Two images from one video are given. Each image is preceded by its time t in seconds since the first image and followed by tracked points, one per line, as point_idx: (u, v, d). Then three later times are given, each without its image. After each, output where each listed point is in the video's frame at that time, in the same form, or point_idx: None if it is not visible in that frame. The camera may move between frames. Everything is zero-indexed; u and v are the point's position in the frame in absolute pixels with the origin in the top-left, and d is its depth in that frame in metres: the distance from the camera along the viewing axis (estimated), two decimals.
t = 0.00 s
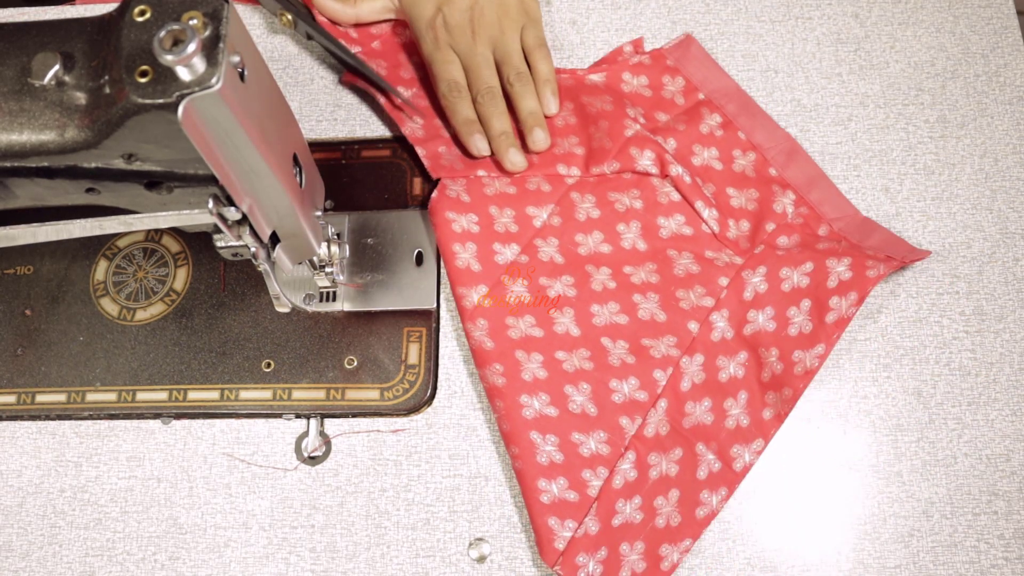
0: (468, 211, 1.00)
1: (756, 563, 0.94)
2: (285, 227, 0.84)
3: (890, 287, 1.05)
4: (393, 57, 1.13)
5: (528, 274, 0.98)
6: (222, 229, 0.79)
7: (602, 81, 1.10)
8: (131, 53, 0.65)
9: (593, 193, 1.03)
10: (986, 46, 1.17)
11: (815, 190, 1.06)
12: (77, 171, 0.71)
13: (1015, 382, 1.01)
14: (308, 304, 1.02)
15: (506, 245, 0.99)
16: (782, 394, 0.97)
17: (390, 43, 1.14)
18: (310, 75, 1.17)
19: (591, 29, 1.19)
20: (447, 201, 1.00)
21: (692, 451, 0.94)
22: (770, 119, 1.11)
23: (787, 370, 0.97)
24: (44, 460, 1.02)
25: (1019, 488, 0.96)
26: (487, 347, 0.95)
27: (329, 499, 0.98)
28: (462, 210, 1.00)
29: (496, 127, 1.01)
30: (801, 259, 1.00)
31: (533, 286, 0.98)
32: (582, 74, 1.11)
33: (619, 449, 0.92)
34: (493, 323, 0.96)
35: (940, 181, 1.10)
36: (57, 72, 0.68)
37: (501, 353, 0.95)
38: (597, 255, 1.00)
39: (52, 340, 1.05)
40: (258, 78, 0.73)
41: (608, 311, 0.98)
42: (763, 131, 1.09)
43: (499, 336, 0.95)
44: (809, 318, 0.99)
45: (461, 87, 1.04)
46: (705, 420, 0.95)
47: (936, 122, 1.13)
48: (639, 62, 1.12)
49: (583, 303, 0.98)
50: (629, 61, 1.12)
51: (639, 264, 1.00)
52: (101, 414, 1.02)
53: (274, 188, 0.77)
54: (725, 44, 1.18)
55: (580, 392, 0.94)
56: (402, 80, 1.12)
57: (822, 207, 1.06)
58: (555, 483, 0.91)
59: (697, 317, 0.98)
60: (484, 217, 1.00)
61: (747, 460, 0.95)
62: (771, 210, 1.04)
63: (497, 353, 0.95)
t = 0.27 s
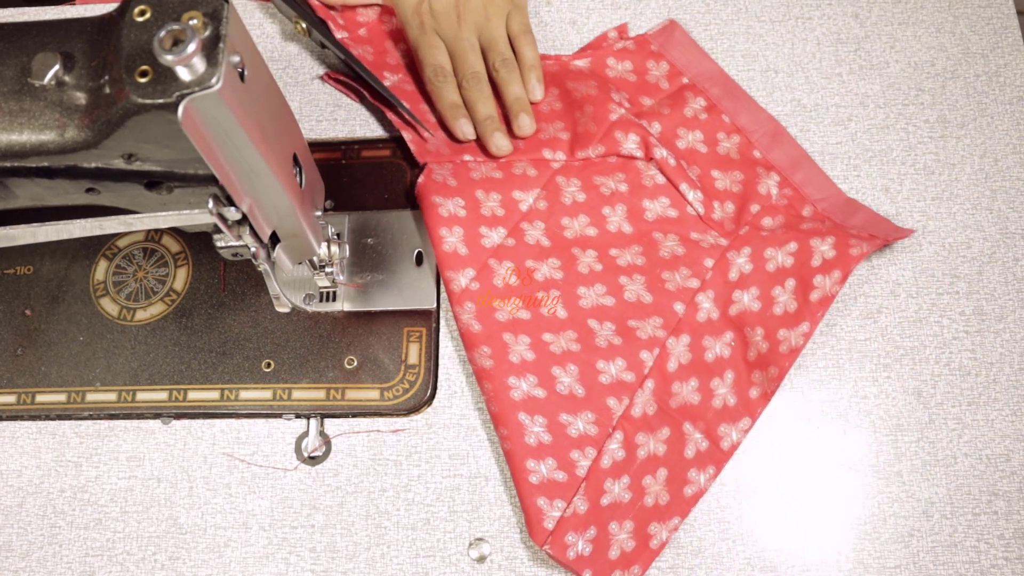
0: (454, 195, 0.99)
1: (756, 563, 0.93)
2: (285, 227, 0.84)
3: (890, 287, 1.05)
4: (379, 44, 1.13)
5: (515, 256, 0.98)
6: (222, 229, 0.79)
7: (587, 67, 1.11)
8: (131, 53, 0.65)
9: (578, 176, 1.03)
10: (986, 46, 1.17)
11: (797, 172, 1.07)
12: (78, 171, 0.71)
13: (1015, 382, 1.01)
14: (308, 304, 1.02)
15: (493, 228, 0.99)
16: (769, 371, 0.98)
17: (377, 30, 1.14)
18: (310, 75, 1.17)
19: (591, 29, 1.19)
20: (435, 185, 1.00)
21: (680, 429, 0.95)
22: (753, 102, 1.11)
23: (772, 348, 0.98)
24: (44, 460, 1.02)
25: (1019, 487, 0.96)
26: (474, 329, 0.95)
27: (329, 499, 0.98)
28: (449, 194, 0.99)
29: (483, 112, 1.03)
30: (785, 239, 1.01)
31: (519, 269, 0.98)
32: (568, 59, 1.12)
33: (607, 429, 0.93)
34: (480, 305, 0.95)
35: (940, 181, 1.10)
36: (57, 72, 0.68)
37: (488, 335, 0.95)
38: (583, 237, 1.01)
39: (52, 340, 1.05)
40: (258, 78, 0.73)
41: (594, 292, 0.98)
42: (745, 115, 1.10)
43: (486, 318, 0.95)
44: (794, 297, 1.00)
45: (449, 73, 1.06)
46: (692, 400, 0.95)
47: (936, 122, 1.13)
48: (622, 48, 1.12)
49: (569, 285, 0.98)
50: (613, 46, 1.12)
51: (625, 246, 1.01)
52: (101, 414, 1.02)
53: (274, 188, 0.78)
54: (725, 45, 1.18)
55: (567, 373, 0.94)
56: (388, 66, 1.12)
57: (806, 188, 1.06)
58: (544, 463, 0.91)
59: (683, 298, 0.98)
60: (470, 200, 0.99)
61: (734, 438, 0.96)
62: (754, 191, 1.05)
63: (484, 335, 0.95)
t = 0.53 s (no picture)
0: (455, 191, 1.03)
1: (756, 563, 0.93)
2: (285, 227, 0.84)
3: (890, 287, 1.05)
4: (381, 41, 1.13)
5: (515, 254, 1.02)
6: (222, 229, 0.79)
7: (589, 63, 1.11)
8: (131, 53, 0.65)
9: (577, 174, 1.07)
10: (986, 46, 1.17)
11: (800, 168, 1.08)
12: (77, 171, 0.71)
13: (1015, 382, 1.01)
14: (308, 304, 1.02)
15: (493, 225, 1.02)
16: (768, 368, 0.98)
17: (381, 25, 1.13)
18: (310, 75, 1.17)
19: (592, 29, 1.19)
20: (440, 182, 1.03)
21: (678, 425, 0.96)
22: (755, 101, 1.13)
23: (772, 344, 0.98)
24: (44, 460, 1.02)
25: (1019, 488, 0.96)
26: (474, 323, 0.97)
27: (329, 499, 0.98)
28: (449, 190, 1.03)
29: (496, 110, 1.01)
30: (783, 235, 1.02)
31: (519, 266, 1.01)
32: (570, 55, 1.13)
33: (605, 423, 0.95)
34: (480, 301, 0.98)
35: (940, 181, 1.10)
36: (57, 72, 0.68)
37: (488, 330, 0.97)
38: (582, 235, 1.04)
39: (52, 340, 1.05)
40: (258, 78, 0.73)
41: (592, 288, 1.01)
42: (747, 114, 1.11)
43: (486, 314, 0.98)
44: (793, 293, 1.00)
45: (483, 39, 0.88)
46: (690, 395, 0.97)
47: (936, 122, 1.13)
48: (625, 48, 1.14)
49: (568, 282, 1.01)
50: (613, 43, 1.14)
51: (623, 243, 1.03)
52: (101, 414, 1.02)
53: (274, 188, 0.78)
54: (725, 45, 1.18)
55: (566, 368, 0.97)
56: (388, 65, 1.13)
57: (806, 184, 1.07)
58: (542, 458, 0.93)
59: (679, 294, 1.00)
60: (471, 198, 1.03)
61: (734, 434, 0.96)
62: (753, 188, 1.06)
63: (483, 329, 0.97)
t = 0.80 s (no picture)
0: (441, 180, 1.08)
1: (756, 562, 0.94)
2: (285, 227, 0.84)
3: (890, 287, 1.05)
4: (387, 51, 1.13)
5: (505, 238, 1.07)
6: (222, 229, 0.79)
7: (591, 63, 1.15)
8: (131, 54, 0.65)
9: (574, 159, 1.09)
10: (986, 47, 1.17)
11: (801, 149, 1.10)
12: (78, 171, 0.71)
13: (1015, 382, 1.01)
14: (308, 304, 1.02)
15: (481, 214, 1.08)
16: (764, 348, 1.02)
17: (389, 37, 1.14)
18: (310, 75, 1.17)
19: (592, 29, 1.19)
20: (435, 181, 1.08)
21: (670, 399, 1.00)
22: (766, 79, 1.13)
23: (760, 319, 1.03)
24: (44, 460, 1.02)
25: (1019, 488, 0.96)
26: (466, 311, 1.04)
27: (329, 499, 0.98)
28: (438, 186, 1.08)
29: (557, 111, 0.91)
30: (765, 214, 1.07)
31: (509, 252, 1.06)
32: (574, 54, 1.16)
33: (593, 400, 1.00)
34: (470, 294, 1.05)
35: (940, 181, 1.10)
36: (57, 72, 0.68)
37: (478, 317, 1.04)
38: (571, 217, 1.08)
39: (52, 340, 1.05)
40: (258, 77, 0.73)
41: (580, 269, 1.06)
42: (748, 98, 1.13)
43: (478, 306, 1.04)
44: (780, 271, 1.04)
45: None
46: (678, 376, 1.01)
47: (936, 122, 1.13)
48: (627, 46, 1.16)
49: (555, 264, 1.06)
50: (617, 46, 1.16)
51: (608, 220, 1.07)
52: (101, 414, 1.02)
53: (274, 188, 0.78)
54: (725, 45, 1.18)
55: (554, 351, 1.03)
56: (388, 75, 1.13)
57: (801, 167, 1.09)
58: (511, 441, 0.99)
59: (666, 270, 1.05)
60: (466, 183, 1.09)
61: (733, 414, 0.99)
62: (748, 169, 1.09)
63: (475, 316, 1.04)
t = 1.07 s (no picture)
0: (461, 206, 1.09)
1: (756, 563, 0.94)
2: (285, 227, 0.84)
3: (890, 287, 1.05)
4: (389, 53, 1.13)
5: (542, 265, 1.07)
6: (222, 229, 0.79)
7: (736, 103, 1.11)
8: (131, 54, 0.65)
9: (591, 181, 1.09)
10: (986, 46, 1.17)
11: (845, 139, 1.05)
12: (78, 171, 0.71)
13: (1015, 382, 1.01)
14: (308, 304, 1.01)
15: (519, 248, 1.08)
16: (814, 339, 1.01)
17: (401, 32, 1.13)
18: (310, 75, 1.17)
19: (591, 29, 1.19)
20: (466, 216, 1.09)
21: (716, 380, 1.00)
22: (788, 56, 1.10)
23: (801, 301, 1.02)
24: (44, 460, 1.02)
25: (1019, 488, 0.96)
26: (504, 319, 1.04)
27: (329, 498, 0.98)
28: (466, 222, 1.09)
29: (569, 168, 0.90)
30: (797, 203, 1.05)
31: (540, 271, 1.06)
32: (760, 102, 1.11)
33: (643, 395, 1.00)
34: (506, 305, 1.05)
35: (940, 181, 1.10)
36: (57, 72, 0.68)
37: (524, 324, 1.04)
38: (610, 239, 1.07)
39: (52, 340, 1.05)
40: (258, 78, 0.73)
41: (626, 289, 1.05)
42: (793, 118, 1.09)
43: (518, 316, 1.04)
44: (822, 267, 1.03)
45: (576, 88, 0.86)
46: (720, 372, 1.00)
47: (936, 122, 1.13)
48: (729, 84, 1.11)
49: (598, 288, 1.05)
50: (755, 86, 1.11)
51: (644, 236, 1.07)
52: (101, 414, 1.02)
53: (274, 188, 0.78)
54: (725, 44, 1.18)
55: (597, 352, 1.02)
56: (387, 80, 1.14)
57: (847, 154, 1.04)
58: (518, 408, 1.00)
59: (703, 274, 1.05)
60: (506, 209, 1.09)
61: (786, 406, 0.99)
62: (787, 152, 1.07)
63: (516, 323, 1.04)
